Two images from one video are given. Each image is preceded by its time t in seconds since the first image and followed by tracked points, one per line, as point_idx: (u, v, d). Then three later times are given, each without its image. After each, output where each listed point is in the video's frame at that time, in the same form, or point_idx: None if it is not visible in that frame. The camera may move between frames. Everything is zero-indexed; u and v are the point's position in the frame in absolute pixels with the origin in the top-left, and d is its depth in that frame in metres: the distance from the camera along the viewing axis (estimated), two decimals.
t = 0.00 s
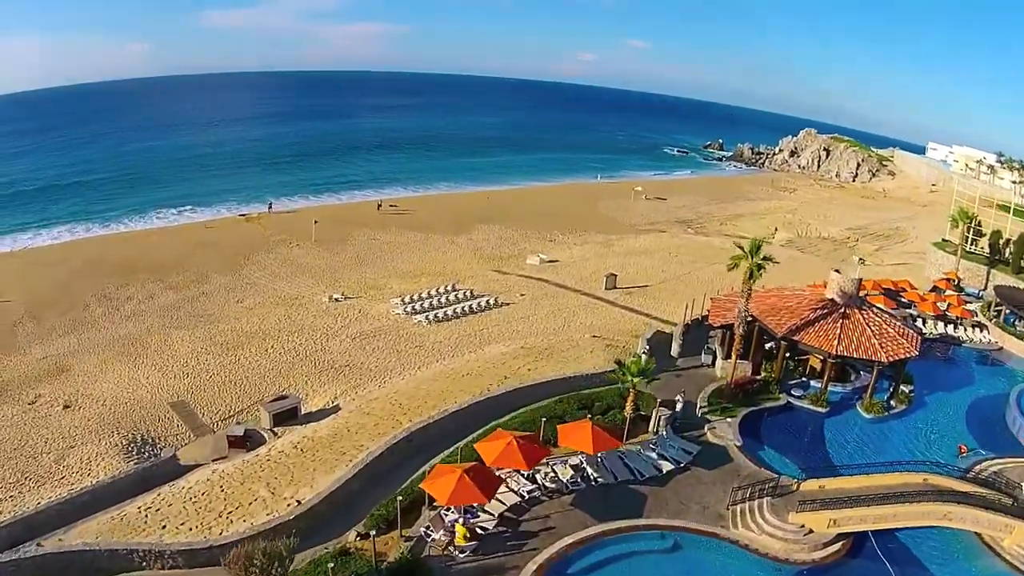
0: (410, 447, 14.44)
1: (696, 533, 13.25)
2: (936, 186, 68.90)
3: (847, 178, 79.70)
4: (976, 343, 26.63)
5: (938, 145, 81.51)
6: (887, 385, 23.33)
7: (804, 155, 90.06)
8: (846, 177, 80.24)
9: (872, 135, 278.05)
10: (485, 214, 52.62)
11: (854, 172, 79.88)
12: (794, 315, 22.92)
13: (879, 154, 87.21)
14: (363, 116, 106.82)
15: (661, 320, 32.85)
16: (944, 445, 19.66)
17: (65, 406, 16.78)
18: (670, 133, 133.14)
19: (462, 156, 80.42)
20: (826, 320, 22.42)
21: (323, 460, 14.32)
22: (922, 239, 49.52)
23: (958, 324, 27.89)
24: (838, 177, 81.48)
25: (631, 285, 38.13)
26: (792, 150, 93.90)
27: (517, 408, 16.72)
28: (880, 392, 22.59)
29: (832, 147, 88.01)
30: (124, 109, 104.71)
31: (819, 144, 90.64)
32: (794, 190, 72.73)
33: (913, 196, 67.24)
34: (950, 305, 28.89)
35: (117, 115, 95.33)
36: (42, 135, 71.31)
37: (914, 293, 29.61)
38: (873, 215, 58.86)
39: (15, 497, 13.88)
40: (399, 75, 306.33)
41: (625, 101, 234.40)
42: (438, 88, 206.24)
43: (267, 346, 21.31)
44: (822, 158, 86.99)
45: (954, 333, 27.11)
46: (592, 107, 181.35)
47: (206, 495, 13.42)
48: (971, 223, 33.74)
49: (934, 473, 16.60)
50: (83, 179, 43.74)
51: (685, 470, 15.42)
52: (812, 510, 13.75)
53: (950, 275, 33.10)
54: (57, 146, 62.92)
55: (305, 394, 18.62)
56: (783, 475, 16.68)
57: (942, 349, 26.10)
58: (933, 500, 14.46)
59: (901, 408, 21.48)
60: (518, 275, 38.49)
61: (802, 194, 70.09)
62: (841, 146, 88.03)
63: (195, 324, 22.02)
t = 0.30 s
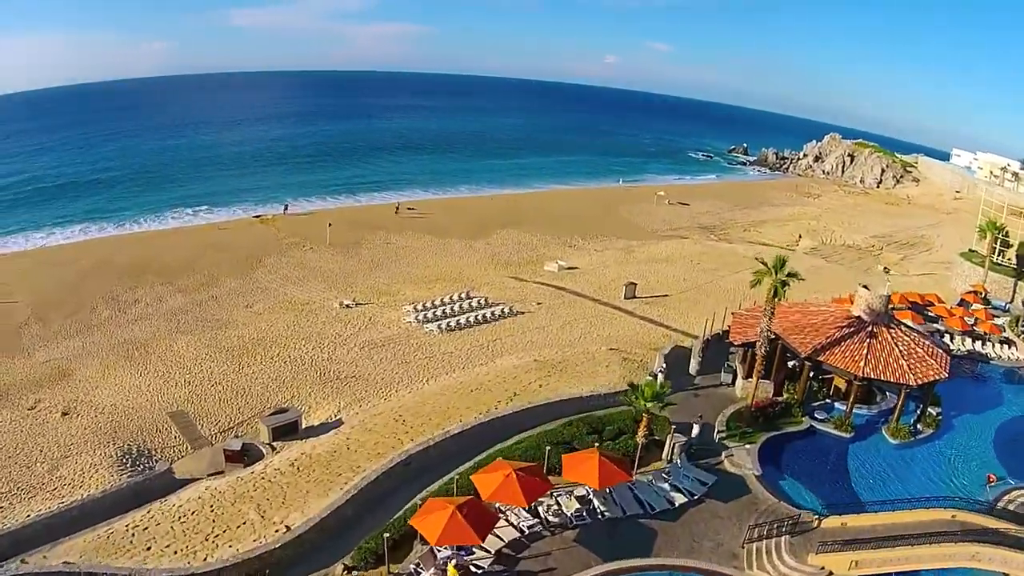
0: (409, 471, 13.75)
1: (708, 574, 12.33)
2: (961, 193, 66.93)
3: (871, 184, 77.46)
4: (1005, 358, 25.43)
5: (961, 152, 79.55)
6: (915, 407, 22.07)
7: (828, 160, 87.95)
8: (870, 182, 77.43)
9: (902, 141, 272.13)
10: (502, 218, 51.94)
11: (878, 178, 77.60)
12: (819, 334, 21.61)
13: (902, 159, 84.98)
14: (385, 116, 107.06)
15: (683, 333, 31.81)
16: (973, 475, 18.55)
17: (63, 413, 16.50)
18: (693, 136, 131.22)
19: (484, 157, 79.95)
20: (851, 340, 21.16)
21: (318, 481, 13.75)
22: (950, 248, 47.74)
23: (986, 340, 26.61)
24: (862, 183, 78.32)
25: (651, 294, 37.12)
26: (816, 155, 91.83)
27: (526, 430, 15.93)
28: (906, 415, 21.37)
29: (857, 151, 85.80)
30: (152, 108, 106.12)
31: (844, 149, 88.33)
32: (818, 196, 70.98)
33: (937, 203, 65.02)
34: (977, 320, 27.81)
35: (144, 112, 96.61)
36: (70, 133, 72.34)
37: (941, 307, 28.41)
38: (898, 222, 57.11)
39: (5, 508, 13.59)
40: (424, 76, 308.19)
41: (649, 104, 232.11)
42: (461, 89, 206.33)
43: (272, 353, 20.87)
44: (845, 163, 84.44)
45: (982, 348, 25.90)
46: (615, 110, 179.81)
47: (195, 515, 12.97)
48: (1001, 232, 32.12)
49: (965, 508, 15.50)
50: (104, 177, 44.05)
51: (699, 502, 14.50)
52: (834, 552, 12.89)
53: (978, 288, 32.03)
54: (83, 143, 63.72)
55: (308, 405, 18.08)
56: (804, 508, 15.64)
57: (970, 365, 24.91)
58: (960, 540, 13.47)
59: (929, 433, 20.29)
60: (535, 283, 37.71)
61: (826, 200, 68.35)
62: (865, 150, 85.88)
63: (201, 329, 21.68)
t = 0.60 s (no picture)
0: (407, 498, 13.06)
1: None
2: (987, 201, 64.98)
3: (896, 191, 75.17)
4: None
5: (987, 159, 77.64)
6: (943, 434, 20.78)
7: (853, 166, 85.71)
8: (895, 190, 75.29)
9: (933, 147, 266.01)
10: (520, 222, 51.20)
11: (904, 185, 75.20)
12: (844, 354, 20.33)
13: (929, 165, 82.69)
14: (408, 117, 107.06)
15: (705, 347, 30.69)
16: (1006, 510, 17.43)
17: (62, 420, 16.29)
18: (716, 140, 129.24)
19: (506, 160, 79.37)
20: (880, 362, 19.73)
21: (311, 505, 13.20)
22: (977, 258, 46.09)
23: (1015, 359, 25.45)
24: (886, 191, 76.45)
25: (672, 305, 36.04)
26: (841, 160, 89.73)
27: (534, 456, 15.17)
28: (935, 442, 20.21)
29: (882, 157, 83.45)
30: (179, 106, 107.37)
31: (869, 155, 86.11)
32: (844, 202, 69.16)
33: (962, 210, 63.17)
34: (1005, 338, 26.66)
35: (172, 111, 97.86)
36: (98, 131, 73.32)
37: (969, 323, 27.31)
38: (924, 230, 55.35)
39: None
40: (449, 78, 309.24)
41: (673, 107, 229.67)
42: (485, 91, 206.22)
43: (278, 362, 20.45)
44: (871, 169, 82.62)
45: (1012, 368, 24.73)
46: (638, 113, 178.13)
47: (182, 536, 12.49)
48: None
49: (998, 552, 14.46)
50: (125, 176, 44.34)
51: (714, 541, 13.55)
52: None
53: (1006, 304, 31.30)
54: (110, 142, 64.45)
55: (310, 419, 17.59)
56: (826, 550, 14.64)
57: (998, 385, 23.81)
58: None
59: (957, 462, 19.13)
60: (554, 292, 36.87)
61: (852, 207, 66.61)
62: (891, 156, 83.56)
63: (208, 334, 21.40)
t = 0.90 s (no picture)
0: (404, 529, 12.35)
1: None
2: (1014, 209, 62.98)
3: (919, 198, 73.07)
4: None
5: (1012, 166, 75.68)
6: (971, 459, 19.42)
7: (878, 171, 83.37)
8: (919, 196, 73.42)
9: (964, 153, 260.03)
10: (539, 227, 50.35)
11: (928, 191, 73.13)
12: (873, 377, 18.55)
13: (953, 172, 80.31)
14: (430, 118, 106.86)
15: (729, 363, 29.44)
16: None
17: (59, 430, 16.04)
18: (738, 144, 127.29)
19: (526, 162, 78.66)
20: (911, 387, 17.97)
21: (304, 533, 12.58)
22: (1005, 270, 44.50)
23: None
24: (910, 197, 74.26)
25: (694, 317, 34.83)
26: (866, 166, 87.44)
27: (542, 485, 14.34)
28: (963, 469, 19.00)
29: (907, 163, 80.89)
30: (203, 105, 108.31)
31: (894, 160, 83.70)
32: (870, 209, 67.31)
33: (988, 219, 61.25)
34: None
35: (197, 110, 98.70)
36: (124, 129, 73.99)
37: (1001, 341, 25.97)
38: (951, 238, 53.58)
39: None
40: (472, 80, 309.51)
41: (696, 111, 227.13)
42: (506, 93, 205.97)
43: (284, 372, 19.94)
44: (895, 175, 79.48)
45: None
46: (659, 116, 176.49)
47: (169, 560, 11.98)
48: None
49: None
50: (147, 176, 44.48)
51: None
52: None
53: None
54: (135, 140, 64.93)
55: (312, 435, 17.01)
56: None
57: None
58: None
59: (985, 496, 17.90)
60: (573, 301, 35.88)
61: (878, 213, 64.79)
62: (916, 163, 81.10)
63: (215, 341, 21.03)
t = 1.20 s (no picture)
0: (397, 565, 11.72)
1: None
2: None
3: (943, 206, 71.02)
4: None
5: None
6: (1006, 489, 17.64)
7: (902, 178, 80.26)
8: (943, 203, 71.34)
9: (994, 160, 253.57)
10: (558, 232, 49.46)
11: (952, 199, 70.93)
12: (895, 403, 16.46)
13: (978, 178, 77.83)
14: (451, 119, 106.66)
15: (753, 381, 28.28)
16: None
17: (55, 440, 15.87)
18: (761, 148, 125.27)
19: (546, 164, 77.93)
20: (941, 415, 15.68)
21: (293, 564, 12.00)
22: None
23: None
24: (934, 204, 72.55)
25: (716, 330, 33.66)
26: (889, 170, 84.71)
27: (548, 518, 13.52)
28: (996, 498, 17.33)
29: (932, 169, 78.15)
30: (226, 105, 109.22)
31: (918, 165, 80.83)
32: (895, 215, 65.49)
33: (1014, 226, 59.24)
34: None
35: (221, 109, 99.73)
36: (150, 128, 74.77)
37: None
38: (977, 246, 51.84)
39: None
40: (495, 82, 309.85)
41: (719, 115, 224.66)
42: (527, 94, 205.48)
43: (289, 382, 19.46)
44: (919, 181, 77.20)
45: None
46: (681, 119, 174.58)
47: None
48: None
49: None
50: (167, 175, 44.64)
51: None
52: None
53: None
54: (159, 139, 65.46)
55: (312, 451, 16.44)
56: None
57: None
58: None
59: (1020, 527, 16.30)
60: (591, 311, 34.97)
61: (903, 220, 62.94)
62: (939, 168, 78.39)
63: (221, 349, 20.74)
